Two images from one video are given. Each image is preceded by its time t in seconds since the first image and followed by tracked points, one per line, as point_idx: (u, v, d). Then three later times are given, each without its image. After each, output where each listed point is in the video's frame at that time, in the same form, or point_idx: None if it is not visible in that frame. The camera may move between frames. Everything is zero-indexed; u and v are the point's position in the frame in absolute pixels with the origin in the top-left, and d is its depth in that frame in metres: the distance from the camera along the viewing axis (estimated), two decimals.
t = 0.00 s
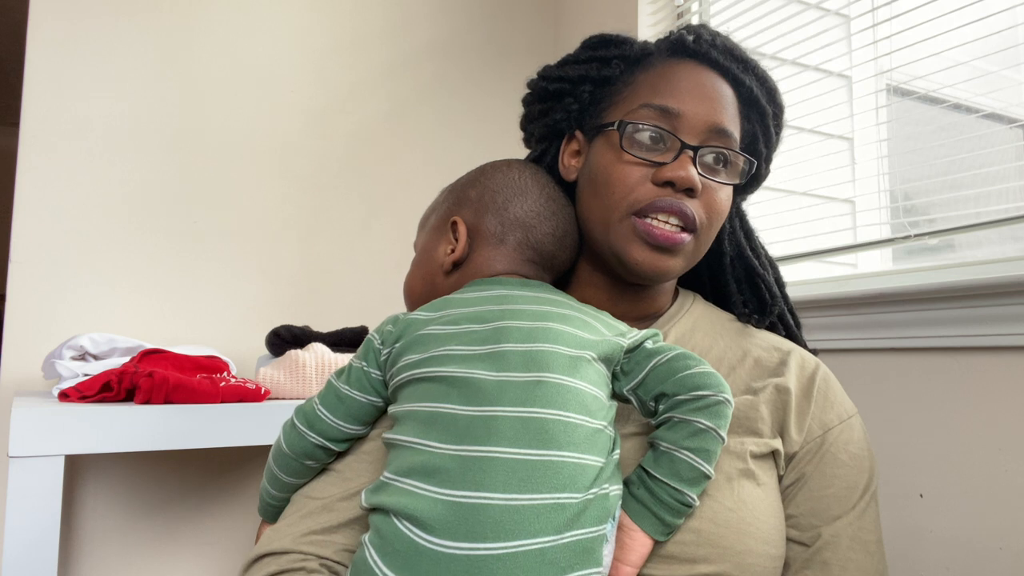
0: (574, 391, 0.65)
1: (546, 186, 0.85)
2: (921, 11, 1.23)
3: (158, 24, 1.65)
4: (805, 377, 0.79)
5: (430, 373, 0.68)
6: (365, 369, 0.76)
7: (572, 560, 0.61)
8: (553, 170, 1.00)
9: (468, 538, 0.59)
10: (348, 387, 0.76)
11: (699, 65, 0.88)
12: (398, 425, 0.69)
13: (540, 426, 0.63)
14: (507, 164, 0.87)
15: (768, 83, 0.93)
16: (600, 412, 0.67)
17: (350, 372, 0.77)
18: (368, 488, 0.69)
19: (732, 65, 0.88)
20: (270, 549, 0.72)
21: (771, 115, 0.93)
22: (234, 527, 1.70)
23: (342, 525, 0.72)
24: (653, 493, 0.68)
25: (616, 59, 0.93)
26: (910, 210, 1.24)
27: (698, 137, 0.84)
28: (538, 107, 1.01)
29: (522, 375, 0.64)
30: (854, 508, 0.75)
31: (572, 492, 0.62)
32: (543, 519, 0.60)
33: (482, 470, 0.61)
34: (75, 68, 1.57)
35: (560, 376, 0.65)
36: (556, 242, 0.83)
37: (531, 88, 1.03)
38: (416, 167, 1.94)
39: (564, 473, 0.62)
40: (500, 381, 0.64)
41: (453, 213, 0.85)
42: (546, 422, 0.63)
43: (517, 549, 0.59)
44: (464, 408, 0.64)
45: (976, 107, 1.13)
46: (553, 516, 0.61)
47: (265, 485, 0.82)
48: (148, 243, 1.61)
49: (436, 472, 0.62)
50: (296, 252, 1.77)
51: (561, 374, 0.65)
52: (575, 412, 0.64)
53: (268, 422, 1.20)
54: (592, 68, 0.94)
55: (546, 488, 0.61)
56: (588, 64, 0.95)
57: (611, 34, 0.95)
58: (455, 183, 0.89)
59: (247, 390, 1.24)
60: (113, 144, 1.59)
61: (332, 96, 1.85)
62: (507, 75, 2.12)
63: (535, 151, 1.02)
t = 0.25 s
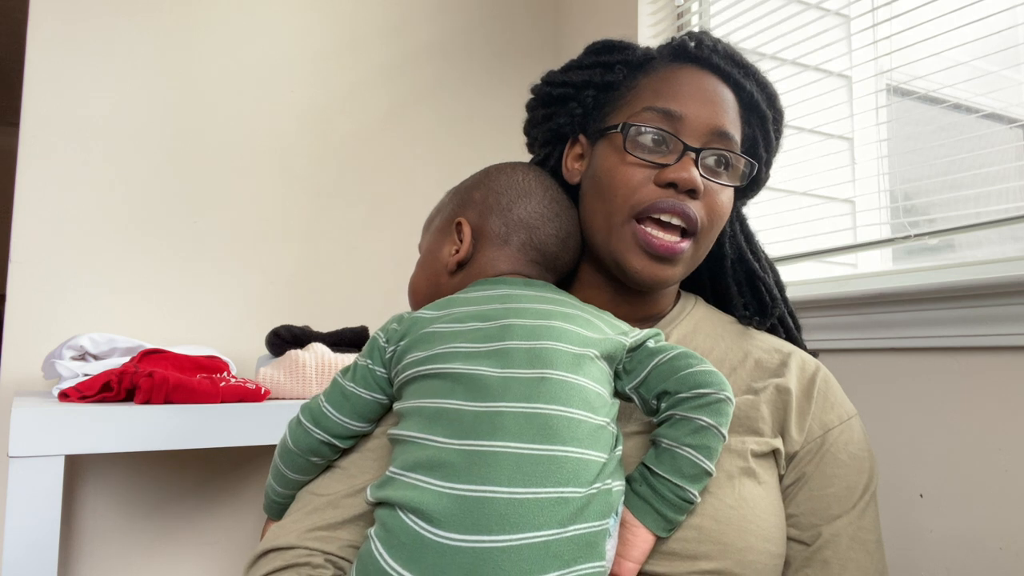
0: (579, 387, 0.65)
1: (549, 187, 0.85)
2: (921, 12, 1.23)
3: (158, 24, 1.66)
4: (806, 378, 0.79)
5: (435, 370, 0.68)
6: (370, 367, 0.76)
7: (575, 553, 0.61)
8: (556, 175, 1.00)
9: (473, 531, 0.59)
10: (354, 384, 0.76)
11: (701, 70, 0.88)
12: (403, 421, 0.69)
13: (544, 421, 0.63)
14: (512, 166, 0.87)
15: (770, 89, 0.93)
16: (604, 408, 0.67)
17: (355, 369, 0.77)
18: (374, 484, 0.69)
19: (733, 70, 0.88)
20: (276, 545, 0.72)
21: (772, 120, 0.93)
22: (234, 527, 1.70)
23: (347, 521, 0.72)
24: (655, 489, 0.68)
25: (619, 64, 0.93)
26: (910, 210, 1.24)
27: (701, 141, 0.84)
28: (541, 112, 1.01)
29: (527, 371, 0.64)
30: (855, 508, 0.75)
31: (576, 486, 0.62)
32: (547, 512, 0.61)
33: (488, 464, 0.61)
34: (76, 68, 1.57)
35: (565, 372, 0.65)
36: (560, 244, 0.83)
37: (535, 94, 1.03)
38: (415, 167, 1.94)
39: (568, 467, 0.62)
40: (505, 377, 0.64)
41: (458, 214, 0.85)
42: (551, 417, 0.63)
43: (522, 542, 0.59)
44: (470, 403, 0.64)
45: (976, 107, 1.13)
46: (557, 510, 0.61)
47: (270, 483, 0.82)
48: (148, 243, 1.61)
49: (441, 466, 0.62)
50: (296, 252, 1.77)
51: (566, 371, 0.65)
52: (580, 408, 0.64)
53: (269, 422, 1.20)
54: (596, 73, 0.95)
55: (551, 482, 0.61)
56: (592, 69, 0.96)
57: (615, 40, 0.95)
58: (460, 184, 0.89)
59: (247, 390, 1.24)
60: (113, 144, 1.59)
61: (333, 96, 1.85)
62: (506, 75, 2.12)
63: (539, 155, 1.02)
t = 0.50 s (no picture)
0: (581, 388, 0.65)
1: (551, 186, 0.85)
2: (921, 13, 1.23)
3: (158, 24, 1.66)
4: (808, 379, 0.79)
5: (437, 369, 0.68)
6: (372, 366, 0.76)
7: (577, 554, 0.61)
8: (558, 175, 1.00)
9: (475, 532, 0.59)
10: (355, 383, 0.76)
11: (703, 69, 0.89)
12: (404, 421, 0.69)
13: (546, 421, 0.63)
14: (515, 166, 0.87)
15: (772, 89, 0.93)
16: (606, 409, 0.67)
17: (356, 368, 0.77)
18: (375, 484, 0.69)
19: (735, 68, 0.89)
20: (277, 544, 0.72)
21: (774, 119, 0.94)
22: (234, 527, 1.70)
23: (348, 521, 0.72)
24: (657, 490, 0.68)
25: (621, 63, 0.93)
26: (910, 210, 1.24)
27: (703, 138, 0.84)
28: (543, 113, 1.01)
29: (529, 371, 0.64)
30: (857, 509, 0.75)
31: (578, 487, 0.62)
32: (549, 513, 0.61)
33: (490, 464, 0.61)
34: (76, 67, 1.57)
35: (567, 373, 0.65)
36: (562, 243, 0.83)
37: (537, 94, 1.03)
38: (415, 167, 1.94)
39: (570, 468, 0.62)
40: (507, 377, 0.64)
41: (460, 214, 0.85)
42: (553, 418, 0.63)
43: (524, 542, 0.59)
44: (472, 403, 0.64)
45: (976, 107, 1.13)
46: (559, 511, 0.61)
47: (272, 482, 0.82)
48: (148, 243, 1.61)
49: (443, 466, 0.62)
50: (296, 252, 1.77)
51: (567, 371, 0.65)
52: (581, 408, 0.64)
53: (269, 422, 1.20)
54: (597, 72, 0.95)
55: (553, 482, 0.61)
56: (594, 69, 0.96)
57: (617, 40, 0.95)
58: (463, 183, 0.89)
59: (247, 390, 1.24)
60: (113, 144, 1.59)
61: (333, 96, 1.85)
62: (506, 75, 2.12)
63: (541, 156, 1.02)
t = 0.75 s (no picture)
0: (577, 396, 0.65)
1: (549, 187, 0.85)
2: (921, 12, 1.23)
3: (158, 25, 1.66)
4: (810, 382, 0.79)
5: (432, 377, 0.68)
6: (367, 371, 0.76)
7: (573, 565, 0.61)
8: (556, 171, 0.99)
9: (470, 545, 0.59)
10: (350, 389, 0.76)
11: (702, 62, 0.89)
12: (400, 429, 0.69)
13: (543, 431, 0.62)
14: (512, 164, 0.87)
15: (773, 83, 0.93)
16: (603, 416, 0.67)
17: (351, 373, 0.77)
18: (370, 494, 0.69)
19: (735, 61, 0.89)
20: (273, 552, 0.73)
21: (774, 113, 0.94)
22: (234, 526, 1.70)
23: (345, 528, 0.72)
24: (656, 499, 0.68)
25: (619, 57, 0.94)
26: (910, 210, 1.24)
27: (704, 132, 0.84)
28: (541, 108, 1.01)
29: (524, 380, 0.64)
30: (858, 513, 0.75)
31: (574, 498, 0.62)
32: (545, 525, 0.60)
33: (485, 476, 0.61)
34: (76, 68, 1.57)
35: (563, 380, 0.65)
36: (560, 243, 0.83)
37: (534, 89, 1.03)
38: (415, 167, 1.94)
39: (566, 478, 0.62)
40: (502, 385, 0.64)
41: (457, 213, 0.85)
42: (549, 427, 0.63)
43: (520, 555, 0.59)
44: (467, 412, 0.64)
45: (976, 107, 1.13)
46: (555, 523, 0.61)
47: (268, 487, 0.83)
48: (148, 243, 1.61)
49: (438, 477, 0.62)
50: (296, 252, 1.77)
51: (564, 379, 0.65)
52: (578, 417, 0.64)
53: (269, 421, 1.20)
54: (596, 67, 0.95)
55: (549, 494, 0.61)
56: (592, 64, 0.96)
57: (615, 34, 0.95)
58: (460, 182, 0.89)
59: (247, 390, 1.24)
60: (113, 144, 1.59)
61: (333, 96, 1.85)
62: (506, 74, 2.12)
63: (538, 152, 1.02)
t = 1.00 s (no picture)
0: (570, 402, 0.65)
1: (543, 184, 0.85)
2: (921, 11, 1.23)
3: (158, 24, 1.65)
4: (810, 382, 0.79)
5: (423, 383, 0.68)
6: (358, 375, 0.76)
7: None
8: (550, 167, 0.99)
9: (462, 557, 0.59)
10: (341, 393, 0.76)
11: (698, 52, 0.89)
12: (390, 436, 0.69)
13: (535, 439, 0.62)
14: (505, 161, 0.87)
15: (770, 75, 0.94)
16: (597, 421, 0.67)
17: (343, 378, 0.77)
18: (361, 502, 0.69)
19: (730, 51, 0.89)
20: (264, 560, 0.73)
21: (771, 104, 0.94)
22: (234, 527, 1.70)
23: (338, 535, 0.72)
24: (652, 505, 0.68)
25: (614, 50, 0.94)
26: (910, 210, 1.24)
27: (701, 119, 0.84)
28: (534, 104, 1.01)
29: (516, 387, 0.64)
30: (860, 515, 0.75)
31: (567, 507, 0.62)
32: (538, 535, 0.60)
33: (476, 486, 0.61)
34: (75, 67, 1.57)
35: (555, 386, 0.65)
36: (554, 241, 0.83)
37: (526, 86, 1.03)
38: (416, 167, 1.94)
39: (558, 488, 0.62)
40: (494, 392, 0.64)
41: (450, 211, 0.85)
42: (541, 436, 0.63)
43: (512, 567, 0.59)
44: (458, 420, 0.64)
45: (976, 107, 1.13)
46: (547, 533, 0.61)
47: (259, 492, 0.83)
48: (147, 243, 1.61)
49: (429, 487, 0.62)
50: (296, 252, 1.77)
51: (556, 384, 0.65)
52: (571, 423, 0.64)
53: (269, 422, 1.20)
54: (589, 61, 0.95)
55: (541, 504, 0.61)
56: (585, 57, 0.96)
57: (609, 28, 0.96)
58: (453, 179, 0.89)
59: (247, 390, 1.24)
60: (113, 144, 1.59)
61: (333, 96, 1.85)
62: (507, 74, 2.12)
63: (532, 149, 1.02)
